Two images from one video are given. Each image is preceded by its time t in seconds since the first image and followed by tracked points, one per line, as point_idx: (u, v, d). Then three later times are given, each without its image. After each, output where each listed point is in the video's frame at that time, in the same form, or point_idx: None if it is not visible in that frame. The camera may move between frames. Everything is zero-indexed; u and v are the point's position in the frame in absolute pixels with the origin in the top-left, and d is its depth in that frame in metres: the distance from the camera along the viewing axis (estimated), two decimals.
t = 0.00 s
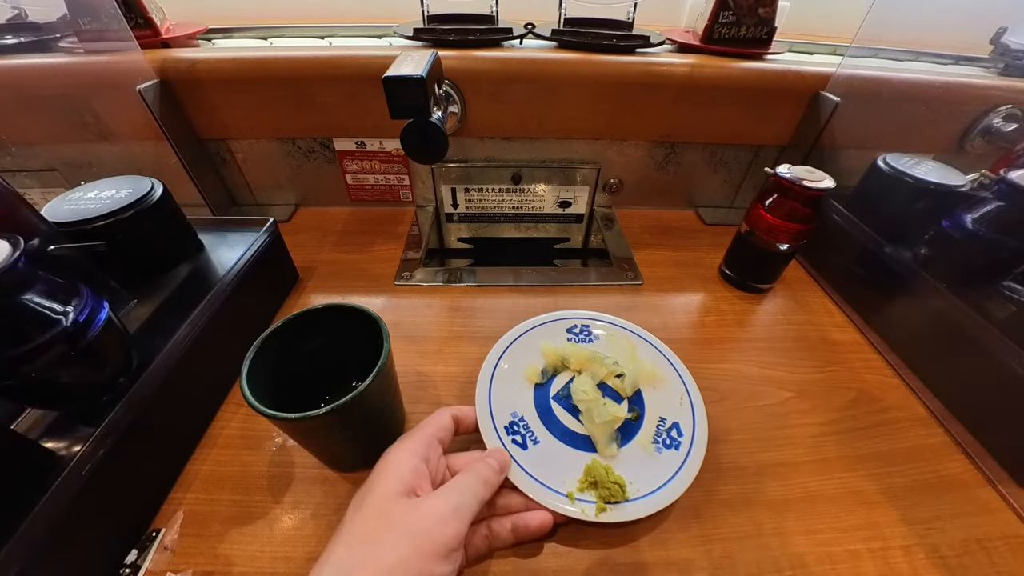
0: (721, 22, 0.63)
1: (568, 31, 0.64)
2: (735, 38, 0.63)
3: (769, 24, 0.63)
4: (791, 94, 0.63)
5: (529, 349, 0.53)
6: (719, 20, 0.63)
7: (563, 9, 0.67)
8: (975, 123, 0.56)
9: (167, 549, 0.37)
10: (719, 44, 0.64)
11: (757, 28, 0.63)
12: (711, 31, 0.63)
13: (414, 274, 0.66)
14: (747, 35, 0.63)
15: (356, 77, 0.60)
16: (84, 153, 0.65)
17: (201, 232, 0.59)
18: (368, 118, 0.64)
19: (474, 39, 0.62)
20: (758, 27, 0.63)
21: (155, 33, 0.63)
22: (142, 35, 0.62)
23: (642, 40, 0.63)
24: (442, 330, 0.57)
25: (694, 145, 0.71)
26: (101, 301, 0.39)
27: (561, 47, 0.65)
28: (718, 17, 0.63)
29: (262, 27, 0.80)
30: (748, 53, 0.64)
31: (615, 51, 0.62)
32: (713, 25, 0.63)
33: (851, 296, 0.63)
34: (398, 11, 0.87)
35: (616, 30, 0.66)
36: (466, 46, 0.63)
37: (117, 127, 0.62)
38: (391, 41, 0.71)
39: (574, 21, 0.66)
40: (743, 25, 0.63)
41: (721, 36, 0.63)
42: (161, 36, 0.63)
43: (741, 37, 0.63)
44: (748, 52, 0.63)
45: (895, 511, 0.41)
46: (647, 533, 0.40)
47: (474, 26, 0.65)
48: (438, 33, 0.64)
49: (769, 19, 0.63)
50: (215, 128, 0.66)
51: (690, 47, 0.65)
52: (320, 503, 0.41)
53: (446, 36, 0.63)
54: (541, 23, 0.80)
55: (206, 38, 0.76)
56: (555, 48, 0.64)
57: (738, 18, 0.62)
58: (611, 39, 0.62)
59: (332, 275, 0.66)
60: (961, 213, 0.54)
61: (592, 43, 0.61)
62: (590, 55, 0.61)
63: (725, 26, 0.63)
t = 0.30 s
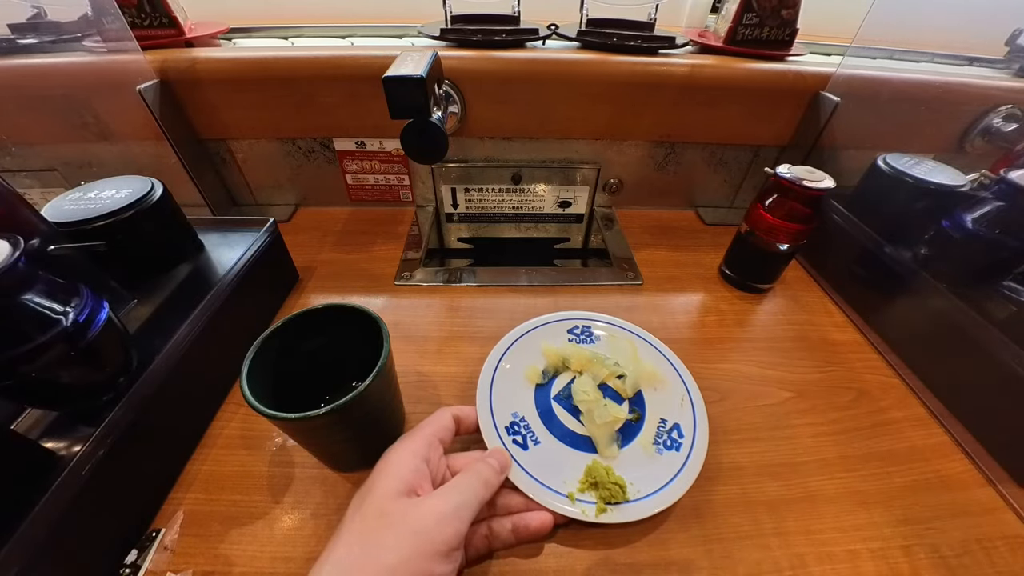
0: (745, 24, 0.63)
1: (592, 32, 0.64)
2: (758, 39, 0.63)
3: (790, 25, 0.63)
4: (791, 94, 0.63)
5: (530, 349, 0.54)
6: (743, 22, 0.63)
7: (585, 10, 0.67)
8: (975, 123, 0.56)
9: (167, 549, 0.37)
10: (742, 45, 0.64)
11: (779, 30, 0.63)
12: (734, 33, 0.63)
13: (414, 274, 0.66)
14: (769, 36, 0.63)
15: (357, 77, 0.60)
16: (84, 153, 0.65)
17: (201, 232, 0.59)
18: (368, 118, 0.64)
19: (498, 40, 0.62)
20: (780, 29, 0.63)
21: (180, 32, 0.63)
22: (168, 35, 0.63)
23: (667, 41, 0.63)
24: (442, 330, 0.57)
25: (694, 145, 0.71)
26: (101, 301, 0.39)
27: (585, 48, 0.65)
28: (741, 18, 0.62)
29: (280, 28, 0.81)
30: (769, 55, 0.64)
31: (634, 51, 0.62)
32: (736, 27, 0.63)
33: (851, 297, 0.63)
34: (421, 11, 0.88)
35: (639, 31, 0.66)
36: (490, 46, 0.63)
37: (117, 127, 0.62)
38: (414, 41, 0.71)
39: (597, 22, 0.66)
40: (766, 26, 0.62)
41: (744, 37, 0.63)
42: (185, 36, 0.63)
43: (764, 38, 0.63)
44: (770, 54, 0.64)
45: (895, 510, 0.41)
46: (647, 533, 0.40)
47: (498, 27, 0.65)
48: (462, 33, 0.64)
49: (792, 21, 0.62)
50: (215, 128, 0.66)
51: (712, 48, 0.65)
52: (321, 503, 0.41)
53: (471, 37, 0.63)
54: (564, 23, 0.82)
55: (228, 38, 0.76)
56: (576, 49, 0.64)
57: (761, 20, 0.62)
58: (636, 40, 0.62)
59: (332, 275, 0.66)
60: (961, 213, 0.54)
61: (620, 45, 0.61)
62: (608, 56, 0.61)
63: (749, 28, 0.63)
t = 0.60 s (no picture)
0: (768, 25, 0.62)
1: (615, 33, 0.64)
2: (781, 41, 0.63)
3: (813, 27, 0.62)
4: (791, 94, 0.63)
5: (529, 349, 0.54)
6: (766, 24, 0.62)
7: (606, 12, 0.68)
8: (975, 123, 0.56)
9: (167, 549, 0.37)
10: (763, 47, 0.64)
11: (801, 32, 0.62)
12: (756, 34, 0.63)
13: (414, 274, 0.66)
14: (791, 38, 0.63)
15: (357, 77, 0.60)
16: (84, 153, 0.65)
17: (201, 232, 0.59)
18: (368, 118, 0.64)
19: (520, 40, 0.62)
20: (802, 31, 0.62)
21: (204, 32, 0.63)
22: (192, 34, 0.62)
23: (689, 43, 0.63)
24: (442, 330, 0.57)
25: (694, 145, 0.71)
26: (101, 301, 0.39)
27: (607, 48, 0.65)
28: (764, 19, 0.62)
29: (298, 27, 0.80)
30: (791, 57, 0.64)
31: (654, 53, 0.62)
32: (759, 28, 0.63)
33: (851, 296, 0.63)
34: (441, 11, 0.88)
35: (660, 32, 0.66)
36: (512, 47, 0.63)
37: (117, 127, 0.62)
38: (435, 41, 0.71)
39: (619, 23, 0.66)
40: (789, 28, 0.62)
41: (767, 39, 0.63)
42: (209, 36, 0.63)
43: (786, 40, 0.63)
44: (791, 57, 0.64)
45: (894, 511, 0.41)
46: (647, 533, 0.40)
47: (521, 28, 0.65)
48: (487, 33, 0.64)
49: (814, 23, 0.62)
50: (215, 128, 0.66)
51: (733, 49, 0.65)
52: (321, 503, 0.41)
53: (493, 37, 0.63)
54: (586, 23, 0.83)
55: (247, 37, 0.76)
56: (598, 50, 0.64)
57: (784, 21, 0.62)
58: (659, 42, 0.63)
59: (331, 275, 0.66)
60: (961, 213, 0.54)
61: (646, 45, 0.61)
62: (627, 57, 0.61)
63: (771, 30, 0.62)
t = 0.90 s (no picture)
0: (791, 27, 0.62)
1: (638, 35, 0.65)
2: (803, 42, 0.63)
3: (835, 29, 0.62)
4: (791, 93, 0.63)
5: (526, 345, 0.53)
6: (789, 26, 0.62)
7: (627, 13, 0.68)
8: (974, 123, 0.56)
9: (167, 549, 0.37)
10: (785, 49, 0.64)
11: (823, 34, 0.62)
12: (779, 36, 0.63)
13: (414, 274, 0.66)
14: (813, 39, 0.63)
15: (357, 77, 0.60)
16: (84, 153, 0.65)
17: (201, 232, 0.59)
18: (368, 118, 0.64)
19: (544, 40, 0.62)
20: (823, 32, 0.62)
21: (229, 32, 0.63)
22: (217, 33, 0.63)
23: (712, 45, 0.63)
24: (443, 330, 0.57)
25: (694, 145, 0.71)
26: (101, 301, 0.39)
27: (630, 49, 0.65)
28: (787, 21, 0.62)
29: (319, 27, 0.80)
30: (813, 59, 0.64)
31: (674, 53, 0.63)
32: (782, 30, 0.63)
33: (851, 296, 0.63)
34: (463, 11, 0.89)
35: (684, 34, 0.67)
36: (535, 47, 0.63)
37: (117, 127, 0.62)
38: (456, 41, 0.71)
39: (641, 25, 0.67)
40: (811, 30, 0.62)
41: (789, 41, 0.63)
42: (234, 35, 0.63)
43: (808, 41, 0.63)
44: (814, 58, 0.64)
45: (894, 511, 0.41)
46: (647, 533, 0.39)
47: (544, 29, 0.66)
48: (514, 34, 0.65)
49: (836, 25, 0.62)
50: (215, 128, 0.66)
51: (754, 50, 0.65)
52: (321, 503, 0.41)
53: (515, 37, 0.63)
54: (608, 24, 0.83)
55: (268, 37, 0.76)
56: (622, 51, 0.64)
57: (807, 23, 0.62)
58: (683, 43, 0.63)
59: (331, 275, 0.66)
60: (961, 213, 0.54)
61: (669, 46, 0.61)
62: (646, 56, 0.61)
63: (794, 31, 0.62)
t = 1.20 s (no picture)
0: (813, 29, 0.62)
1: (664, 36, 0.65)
2: (826, 44, 0.63)
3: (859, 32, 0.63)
4: (791, 93, 0.63)
5: (524, 343, 0.53)
6: (811, 27, 0.62)
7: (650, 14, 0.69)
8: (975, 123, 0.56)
9: (167, 549, 0.37)
10: (807, 50, 0.64)
11: (844, 35, 0.63)
12: (801, 38, 0.63)
13: (414, 274, 0.66)
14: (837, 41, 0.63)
15: (357, 77, 0.60)
16: (84, 153, 0.65)
17: (201, 232, 0.59)
18: (368, 118, 0.64)
19: (570, 41, 0.62)
20: (846, 35, 0.63)
21: (254, 31, 0.63)
22: (242, 33, 0.63)
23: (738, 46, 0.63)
24: (442, 330, 0.57)
25: (694, 145, 0.71)
26: (101, 301, 0.39)
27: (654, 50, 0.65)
28: (809, 23, 0.62)
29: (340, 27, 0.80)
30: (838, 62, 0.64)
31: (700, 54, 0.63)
32: (803, 32, 0.63)
33: (851, 296, 0.63)
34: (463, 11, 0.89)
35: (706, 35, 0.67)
36: (561, 48, 0.63)
37: (117, 127, 0.62)
38: (479, 41, 0.71)
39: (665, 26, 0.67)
40: (833, 32, 0.62)
41: (811, 43, 0.63)
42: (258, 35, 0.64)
43: (831, 43, 0.63)
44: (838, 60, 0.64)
45: (894, 511, 0.41)
46: (647, 533, 0.39)
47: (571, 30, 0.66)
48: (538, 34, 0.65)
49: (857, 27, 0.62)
50: (215, 128, 0.66)
51: (776, 50, 0.65)
52: (321, 503, 0.41)
53: (541, 37, 0.64)
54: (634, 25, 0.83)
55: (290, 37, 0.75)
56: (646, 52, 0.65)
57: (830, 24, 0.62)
58: (708, 44, 0.63)
59: (332, 275, 0.66)
60: (961, 213, 0.53)
61: (695, 48, 0.62)
62: (666, 57, 0.61)
63: (818, 33, 0.63)
